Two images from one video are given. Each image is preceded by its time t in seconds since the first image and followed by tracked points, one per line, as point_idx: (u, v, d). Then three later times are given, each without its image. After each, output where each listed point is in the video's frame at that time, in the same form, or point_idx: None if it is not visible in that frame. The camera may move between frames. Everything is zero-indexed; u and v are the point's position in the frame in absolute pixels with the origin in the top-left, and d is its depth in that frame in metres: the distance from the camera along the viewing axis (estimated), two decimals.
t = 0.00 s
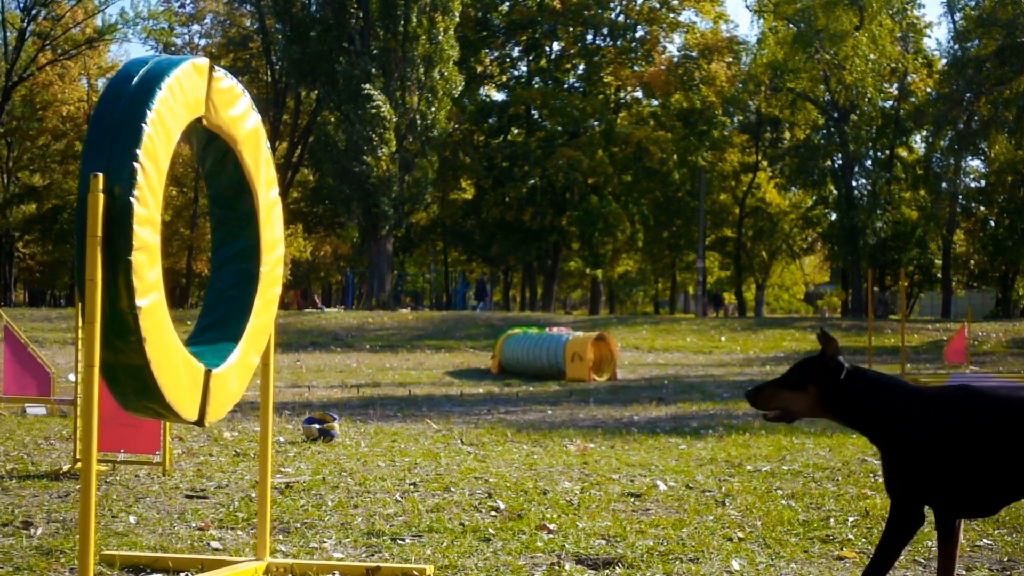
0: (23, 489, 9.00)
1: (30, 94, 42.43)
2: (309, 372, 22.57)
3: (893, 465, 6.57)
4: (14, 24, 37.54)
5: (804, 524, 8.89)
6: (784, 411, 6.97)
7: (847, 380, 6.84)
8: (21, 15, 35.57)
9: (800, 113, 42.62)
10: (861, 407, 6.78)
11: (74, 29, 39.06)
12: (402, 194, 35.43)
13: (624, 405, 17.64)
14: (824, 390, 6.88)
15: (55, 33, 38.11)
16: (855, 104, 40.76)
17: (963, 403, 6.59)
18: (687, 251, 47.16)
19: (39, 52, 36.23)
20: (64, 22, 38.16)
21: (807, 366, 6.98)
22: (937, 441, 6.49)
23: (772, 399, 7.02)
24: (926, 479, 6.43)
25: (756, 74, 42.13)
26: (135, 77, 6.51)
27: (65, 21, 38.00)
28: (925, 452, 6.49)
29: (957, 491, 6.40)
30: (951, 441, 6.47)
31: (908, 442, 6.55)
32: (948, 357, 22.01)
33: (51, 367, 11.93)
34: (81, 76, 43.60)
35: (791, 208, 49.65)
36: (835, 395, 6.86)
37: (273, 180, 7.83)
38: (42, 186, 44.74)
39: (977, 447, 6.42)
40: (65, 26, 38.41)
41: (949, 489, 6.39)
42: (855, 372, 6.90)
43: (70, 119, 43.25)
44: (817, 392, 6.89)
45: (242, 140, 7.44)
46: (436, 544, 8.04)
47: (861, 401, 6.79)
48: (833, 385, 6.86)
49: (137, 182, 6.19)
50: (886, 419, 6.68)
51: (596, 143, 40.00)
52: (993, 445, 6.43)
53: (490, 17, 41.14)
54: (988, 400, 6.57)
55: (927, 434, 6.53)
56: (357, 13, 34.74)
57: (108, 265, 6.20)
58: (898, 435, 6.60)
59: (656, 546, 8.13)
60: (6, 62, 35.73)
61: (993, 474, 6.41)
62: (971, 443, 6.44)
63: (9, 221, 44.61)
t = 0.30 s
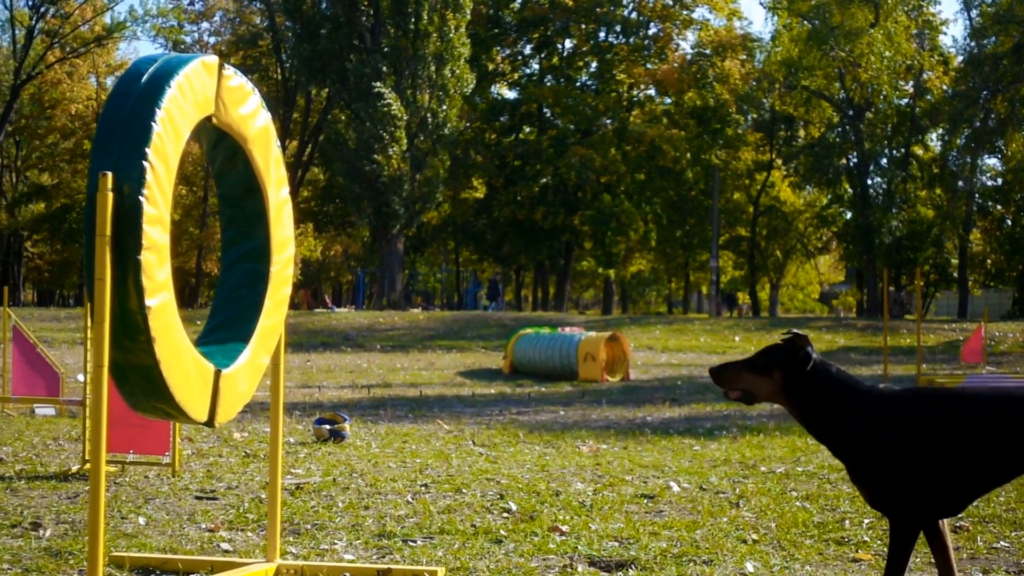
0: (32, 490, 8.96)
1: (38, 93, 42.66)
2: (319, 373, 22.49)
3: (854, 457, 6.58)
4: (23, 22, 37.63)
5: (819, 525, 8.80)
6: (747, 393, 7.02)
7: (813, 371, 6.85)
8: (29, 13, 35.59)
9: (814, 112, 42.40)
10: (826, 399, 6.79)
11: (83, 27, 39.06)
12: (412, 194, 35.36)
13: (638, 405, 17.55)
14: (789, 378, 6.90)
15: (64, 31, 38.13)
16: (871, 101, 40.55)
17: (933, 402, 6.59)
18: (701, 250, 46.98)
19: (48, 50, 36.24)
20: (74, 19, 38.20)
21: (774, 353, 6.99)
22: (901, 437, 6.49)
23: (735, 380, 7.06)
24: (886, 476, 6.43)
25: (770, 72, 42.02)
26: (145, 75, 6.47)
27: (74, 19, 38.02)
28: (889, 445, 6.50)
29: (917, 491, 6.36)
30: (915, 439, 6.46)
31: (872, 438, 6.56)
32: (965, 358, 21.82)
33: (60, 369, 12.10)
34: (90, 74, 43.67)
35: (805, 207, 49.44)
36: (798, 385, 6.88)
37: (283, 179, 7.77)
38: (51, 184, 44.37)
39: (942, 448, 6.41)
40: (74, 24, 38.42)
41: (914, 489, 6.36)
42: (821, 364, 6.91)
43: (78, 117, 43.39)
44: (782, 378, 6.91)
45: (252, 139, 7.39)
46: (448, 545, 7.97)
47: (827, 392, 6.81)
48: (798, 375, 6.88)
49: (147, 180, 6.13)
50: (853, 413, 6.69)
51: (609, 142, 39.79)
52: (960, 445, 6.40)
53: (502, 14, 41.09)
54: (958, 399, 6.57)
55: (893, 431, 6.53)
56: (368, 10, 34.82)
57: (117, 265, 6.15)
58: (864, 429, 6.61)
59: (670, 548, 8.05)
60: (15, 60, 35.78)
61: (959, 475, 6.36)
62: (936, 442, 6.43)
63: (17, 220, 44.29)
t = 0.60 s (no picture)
0: (42, 492, 8.91)
1: (48, 91, 42.79)
2: (331, 373, 22.49)
3: (830, 446, 6.53)
4: (33, 20, 37.77)
5: (835, 528, 8.71)
6: (721, 364, 6.90)
7: (792, 354, 6.78)
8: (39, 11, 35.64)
9: (830, 110, 41.82)
10: (805, 384, 6.72)
11: (93, 25, 39.11)
12: (424, 193, 35.33)
13: (652, 406, 17.48)
14: (767, 357, 6.81)
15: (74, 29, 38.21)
16: (886, 100, 40.15)
17: (915, 397, 6.57)
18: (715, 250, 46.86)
19: (57, 49, 36.32)
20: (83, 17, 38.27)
21: (753, 330, 6.89)
22: (881, 430, 6.46)
23: (712, 349, 6.93)
24: (866, 469, 6.40)
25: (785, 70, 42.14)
26: (155, 74, 6.41)
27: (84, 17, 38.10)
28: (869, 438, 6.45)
29: (912, 491, 6.37)
30: (896, 434, 6.43)
31: (850, 429, 6.50)
32: (982, 358, 21.63)
33: (70, 369, 12.06)
34: (99, 73, 43.74)
35: (820, 206, 49.26)
36: (776, 366, 6.81)
37: (294, 179, 7.72)
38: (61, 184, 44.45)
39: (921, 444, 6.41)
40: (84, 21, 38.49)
41: (897, 485, 6.35)
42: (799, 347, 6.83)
43: (88, 116, 43.46)
44: (760, 357, 6.83)
45: (263, 138, 7.33)
46: (460, 548, 7.91)
47: (803, 377, 6.75)
48: (777, 356, 6.80)
49: (157, 180, 6.08)
50: (831, 402, 6.64)
51: (622, 140, 39.75)
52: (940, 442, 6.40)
53: (514, 12, 40.97)
54: (942, 393, 6.54)
55: (874, 424, 6.48)
56: (379, 8, 34.69)
57: (127, 266, 6.08)
58: (842, 420, 6.55)
59: (684, 550, 7.97)
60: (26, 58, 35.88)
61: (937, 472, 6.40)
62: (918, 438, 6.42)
63: (28, 220, 44.28)
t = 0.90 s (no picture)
0: (53, 493, 8.87)
1: (60, 91, 42.56)
2: (343, 374, 22.45)
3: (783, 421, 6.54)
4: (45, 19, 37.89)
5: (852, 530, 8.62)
6: (691, 326, 6.94)
7: (760, 328, 6.80)
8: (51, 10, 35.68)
9: (847, 108, 41.52)
10: (772, 358, 6.74)
11: (105, 23, 39.11)
12: (437, 192, 35.22)
13: (667, 408, 17.38)
14: (738, 326, 6.84)
15: (86, 27, 38.22)
16: (904, 97, 39.77)
17: (882, 386, 6.52)
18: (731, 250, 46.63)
19: (69, 48, 36.36)
20: (95, 15, 38.28)
21: (727, 298, 6.92)
22: (838, 412, 6.45)
23: (685, 310, 6.97)
24: (815, 449, 6.42)
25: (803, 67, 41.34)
26: (167, 73, 6.36)
27: (95, 16, 38.11)
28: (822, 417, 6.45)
29: (862, 477, 6.40)
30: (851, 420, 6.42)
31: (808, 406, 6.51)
32: (1001, 359, 21.43)
33: (81, 368, 12.11)
34: (111, 71, 43.79)
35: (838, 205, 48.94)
36: (742, 337, 6.83)
37: (307, 178, 7.67)
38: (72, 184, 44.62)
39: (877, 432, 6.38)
40: (95, 20, 38.50)
41: (843, 472, 6.38)
42: (769, 322, 6.84)
43: (100, 115, 43.50)
44: (728, 326, 6.85)
45: (275, 137, 7.28)
46: (474, 550, 7.84)
47: (768, 349, 6.76)
48: (744, 327, 6.83)
49: (169, 180, 6.03)
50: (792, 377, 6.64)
51: (637, 139, 39.66)
52: (896, 433, 6.37)
53: (528, 10, 40.90)
54: (911, 390, 6.46)
55: (830, 405, 6.48)
56: (392, 6, 34.56)
57: (139, 266, 6.02)
58: (800, 397, 6.55)
59: (699, 553, 7.89)
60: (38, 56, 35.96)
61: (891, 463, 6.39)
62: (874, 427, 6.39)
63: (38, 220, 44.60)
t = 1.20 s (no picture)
0: (62, 495, 8.83)
1: (69, 90, 43.13)
2: (354, 375, 22.40)
3: (739, 401, 6.53)
4: (54, 18, 37.88)
5: (868, 533, 8.53)
6: (653, 299, 6.91)
7: (722, 307, 6.77)
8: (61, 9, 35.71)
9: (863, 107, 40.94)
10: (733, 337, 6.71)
11: (114, 22, 39.10)
12: (449, 191, 35.06)
13: (681, 409, 17.24)
14: (700, 303, 6.80)
15: (95, 26, 38.20)
16: (921, 96, 39.76)
17: (842, 379, 6.46)
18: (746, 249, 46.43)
19: (78, 46, 36.39)
20: (104, 15, 38.28)
21: (691, 274, 6.88)
22: (793, 404, 6.44)
23: (649, 283, 6.95)
24: (767, 429, 6.40)
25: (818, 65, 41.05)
26: (177, 71, 6.30)
27: (105, 15, 38.11)
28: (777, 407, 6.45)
29: (814, 466, 6.36)
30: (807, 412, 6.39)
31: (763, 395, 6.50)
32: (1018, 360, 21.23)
33: (90, 370, 12.18)
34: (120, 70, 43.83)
35: (853, 204, 48.69)
36: (704, 315, 6.80)
37: (318, 177, 7.62)
38: (81, 184, 44.05)
39: (832, 426, 6.33)
40: (104, 19, 38.48)
41: (793, 456, 6.35)
42: (732, 301, 6.82)
43: (109, 113, 43.60)
44: (689, 304, 6.82)
45: (286, 136, 7.23)
46: (486, 552, 7.78)
47: (728, 331, 6.74)
48: (707, 306, 6.80)
49: (179, 179, 5.97)
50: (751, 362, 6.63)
51: (651, 137, 39.38)
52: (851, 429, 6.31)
53: (541, 8, 40.74)
54: (873, 385, 6.38)
55: (787, 393, 6.46)
56: (403, 4, 34.24)
57: (148, 265, 5.97)
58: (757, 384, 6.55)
59: (713, 555, 7.82)
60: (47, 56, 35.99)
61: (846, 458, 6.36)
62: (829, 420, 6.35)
63: (48, 219, 44.10)
